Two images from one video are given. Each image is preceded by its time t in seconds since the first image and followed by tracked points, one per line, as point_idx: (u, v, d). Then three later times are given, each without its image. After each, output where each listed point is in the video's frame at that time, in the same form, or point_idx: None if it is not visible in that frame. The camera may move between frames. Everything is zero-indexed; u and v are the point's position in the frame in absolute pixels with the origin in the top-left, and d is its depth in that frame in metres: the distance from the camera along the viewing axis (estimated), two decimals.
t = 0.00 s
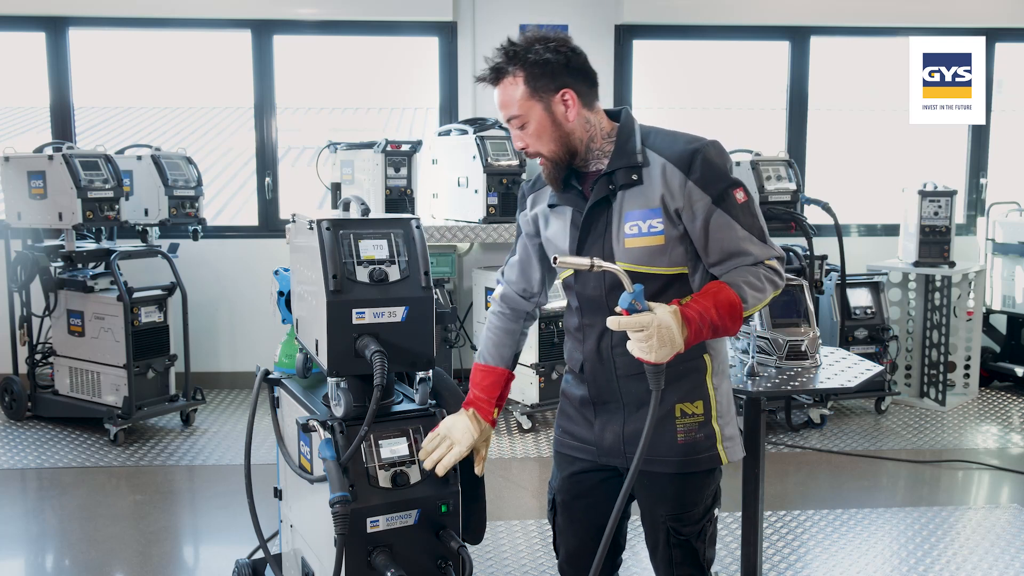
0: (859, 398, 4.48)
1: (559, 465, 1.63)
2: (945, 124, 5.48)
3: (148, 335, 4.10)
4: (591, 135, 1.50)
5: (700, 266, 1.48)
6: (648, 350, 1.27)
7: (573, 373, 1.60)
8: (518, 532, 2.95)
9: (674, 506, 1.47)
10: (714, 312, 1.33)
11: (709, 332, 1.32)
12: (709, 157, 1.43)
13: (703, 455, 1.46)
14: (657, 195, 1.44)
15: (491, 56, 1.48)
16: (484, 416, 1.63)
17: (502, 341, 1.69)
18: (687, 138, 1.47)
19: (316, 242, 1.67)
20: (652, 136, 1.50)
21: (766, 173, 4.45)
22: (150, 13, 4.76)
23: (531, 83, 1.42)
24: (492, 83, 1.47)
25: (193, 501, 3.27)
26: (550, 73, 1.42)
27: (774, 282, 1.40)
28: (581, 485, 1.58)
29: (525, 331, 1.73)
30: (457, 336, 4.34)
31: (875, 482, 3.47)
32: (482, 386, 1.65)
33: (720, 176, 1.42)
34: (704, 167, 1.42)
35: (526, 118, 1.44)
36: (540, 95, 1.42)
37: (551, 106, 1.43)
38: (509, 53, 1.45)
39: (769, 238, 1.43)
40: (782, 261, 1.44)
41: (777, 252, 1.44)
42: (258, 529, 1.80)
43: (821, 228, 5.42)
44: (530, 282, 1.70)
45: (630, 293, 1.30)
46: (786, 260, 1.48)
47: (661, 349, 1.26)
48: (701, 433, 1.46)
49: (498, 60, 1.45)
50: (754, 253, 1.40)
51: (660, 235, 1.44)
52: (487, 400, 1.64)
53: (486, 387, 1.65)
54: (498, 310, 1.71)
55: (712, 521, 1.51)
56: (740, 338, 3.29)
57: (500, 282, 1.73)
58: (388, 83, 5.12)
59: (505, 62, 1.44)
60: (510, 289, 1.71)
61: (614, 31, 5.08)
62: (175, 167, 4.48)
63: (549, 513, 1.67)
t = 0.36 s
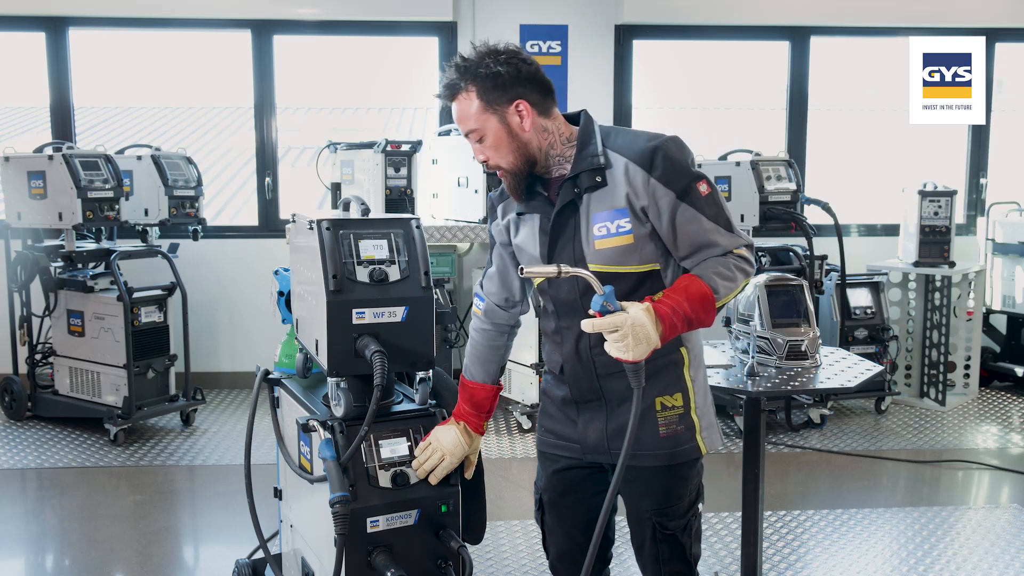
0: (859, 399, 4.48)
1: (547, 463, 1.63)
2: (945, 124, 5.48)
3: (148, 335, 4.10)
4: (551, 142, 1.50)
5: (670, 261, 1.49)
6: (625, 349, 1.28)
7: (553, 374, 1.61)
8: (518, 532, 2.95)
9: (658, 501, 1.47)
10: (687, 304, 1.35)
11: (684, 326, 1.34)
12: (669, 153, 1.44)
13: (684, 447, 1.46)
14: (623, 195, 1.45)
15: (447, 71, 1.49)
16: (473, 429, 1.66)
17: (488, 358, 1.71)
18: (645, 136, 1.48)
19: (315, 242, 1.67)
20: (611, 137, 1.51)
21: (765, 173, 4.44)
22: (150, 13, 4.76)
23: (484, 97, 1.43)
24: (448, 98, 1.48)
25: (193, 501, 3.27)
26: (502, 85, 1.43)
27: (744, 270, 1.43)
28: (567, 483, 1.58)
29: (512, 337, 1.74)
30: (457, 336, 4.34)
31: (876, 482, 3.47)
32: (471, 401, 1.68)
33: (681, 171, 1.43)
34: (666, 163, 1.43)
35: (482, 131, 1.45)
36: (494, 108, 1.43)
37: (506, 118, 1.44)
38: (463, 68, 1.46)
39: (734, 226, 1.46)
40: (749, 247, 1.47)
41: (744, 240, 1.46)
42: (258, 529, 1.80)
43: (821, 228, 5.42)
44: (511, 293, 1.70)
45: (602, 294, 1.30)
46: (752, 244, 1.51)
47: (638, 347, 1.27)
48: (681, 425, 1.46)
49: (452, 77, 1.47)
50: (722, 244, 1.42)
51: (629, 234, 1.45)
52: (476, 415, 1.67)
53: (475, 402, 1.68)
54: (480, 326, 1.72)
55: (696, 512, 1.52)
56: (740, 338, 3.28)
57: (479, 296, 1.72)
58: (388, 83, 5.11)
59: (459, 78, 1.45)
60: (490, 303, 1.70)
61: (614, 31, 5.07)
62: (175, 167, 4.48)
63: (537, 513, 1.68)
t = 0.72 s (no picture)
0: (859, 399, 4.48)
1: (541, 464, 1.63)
2: (945, 124, 5.48)
3: (148, 335, 4.10)
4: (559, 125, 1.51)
5: (656, 263, 1.50)
6: (614, 347, 1.27)
7: (535, 374, 1.60)
8: (518, 532, 2.95)
9: (643, 501, 1.46)
10: (674, 305, 1.35)
11: (671, 327, 1.34)
12: (661, 155, 1.44)
13: (666, 447, 1.46)
14: (613, 194, 1.45)
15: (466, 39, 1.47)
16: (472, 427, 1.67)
17: (482, 354, 1.72)
18: (638, 138, 1.49)
19: (316, 242, 1.67)
20: (604, 137, 1.51)
21: (765, 173, 4.44)
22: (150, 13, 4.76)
23: (522, 52, 1.43)
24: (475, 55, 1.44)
25: (193, 501, 3.27)
26: (536, 49, 1.45)
27: (728, 274, 1.45)
28: (553, 483, 1.58)
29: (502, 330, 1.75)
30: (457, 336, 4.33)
31: (876, 482, 3.47)
32: (470, 399, 1.68)
33: (672, 174, 1.44)
34: (657, 166, 1.44)
35: (517, 83, 1.42)
36: (529, 65, 1.43)
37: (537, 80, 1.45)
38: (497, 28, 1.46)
39: (720, 231, 1.47)
40: (733, 252, 1.49)
41: (728, 244, 1.48)
42: (258, 529, 1.79)
43: (821, 228, 5.42)
44: (501, 287, 1.71)
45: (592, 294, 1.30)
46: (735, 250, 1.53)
47: (628, 344, 1.26)
48: (664, 425, 1.47)
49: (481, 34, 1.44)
50: (709, 247, 1.44)
51: (618, 233, 1.45)
52: (475, 413, 1.67)
53: (473, 400, 1.68)
54: (472, 321, 1.72)
55: (681, 511, 1.52)
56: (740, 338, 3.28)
57: (469, 292, 1.73)
58: (388, 83, 5.12)
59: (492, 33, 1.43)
60: (482, 299, 1.71)
61: (614, 31, 5.08)
62: (175, 167, 4.48)
63: (527, 513, 1.68)
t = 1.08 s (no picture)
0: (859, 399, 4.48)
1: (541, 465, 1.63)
2: (945, 124, 5.48)
3: (148, 335, 4.10)
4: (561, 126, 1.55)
5: (651, 264, 1.51)
6: (617, 347, 1.28)
7: (526, 376, 1.60)
8: (518, 532, 2.95)
9: (638, 500, 1.46)
10: (674, 305, 1.36)
11: (670, 325, 1.35)
12: (661, 158, 1.46)
13: (660, 446, 1.47)
14: (614, 194, 1.46)
15: (478, 34, 1.46)
16: (469, 424, 1.66)
17: (476, 352, 1.72)
18: (639, 140, 1.50)
19: (316, 242, 1.67)
20: (604, 138, 1.52)
21: (765, 173, 4.44)
22: (150, 13, 4.76)
23: (542, 49, 1.46)
24: (493, 48, 1.44)
25: (193, 501, 3.27)
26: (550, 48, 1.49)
27: (723, 277, 1.46)
28: (549, 484, 1.58)
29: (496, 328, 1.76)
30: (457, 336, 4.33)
31: (876, 482, 3.47)
32: (467, 397, 1.68)
33: (671, 176, 1.46)
34: (658, 168, 1.46)
35: (539, 78, 1.44)
36: (547, 62, 1.46)
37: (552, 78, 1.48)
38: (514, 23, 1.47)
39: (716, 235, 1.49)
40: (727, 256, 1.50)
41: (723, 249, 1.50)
42: (258, 529, 1.79)
43: (821, 228, 5.42)
44: (493, 285, 1.71)
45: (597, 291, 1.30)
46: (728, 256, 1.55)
47: (632, 345, 1.27)
48: (658, 424, 1.47)
49: (499, 28, 1.45)
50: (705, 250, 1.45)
51: (617, 232, 1.45)
52: (472, 410, 1.67)
53: (471, 398, 1.68)
54: (465, 321, 1.72)
55: (675, 511, 1.52)
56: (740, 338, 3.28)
57: (461, 292, 1.73)
58: (388, 83, 5.12)
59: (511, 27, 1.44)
60: (475, 298, 1.71)
61: (614, 31, 5.08)
62: (175, 167, 4.48)
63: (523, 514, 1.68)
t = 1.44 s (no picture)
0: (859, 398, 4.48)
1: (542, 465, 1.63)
2: (945, 124, 5.48)
3: (148, 335, 4.10)
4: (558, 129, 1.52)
5: (650, 261, 1.51)
6: (619, 338, 1.28)
7: (525, 375, 1.60)
8: (518, 532, 2.95)
9: (639, 498, 1.47)
10: (675, 301, 1.37)
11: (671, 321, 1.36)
12: (661, 156, 1.46)
13: (660, 444, 1.47)
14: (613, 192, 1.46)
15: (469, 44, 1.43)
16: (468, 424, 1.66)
17: (474, 351, 1.72)
18: (639, 139, 1.50)
19: (315, 242, 1.67)
20: (603, 137, 1.52)
21: (765, 173, 4.44)
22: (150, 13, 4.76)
23: (530, 63, 1.41)
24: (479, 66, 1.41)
25: (193, 501, 3.27)
26: (540, 56, 1.44)
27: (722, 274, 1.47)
28: (550, 483, 1.58)
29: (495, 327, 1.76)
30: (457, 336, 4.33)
31: (876, 482, 3.46)
32: (467, 396, 1.67)
33: (670, 175, 1.46)
34: (657, 166, 1.46)
35: (524, 98, 1.40)
36: (535, 77, 1.42)
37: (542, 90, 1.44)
38: (500, 34, 1.42)
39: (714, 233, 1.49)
40: (725, 254, 1.51)
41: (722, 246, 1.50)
42: (258, 529, 1.80)
43: (821, 228, 5.42)
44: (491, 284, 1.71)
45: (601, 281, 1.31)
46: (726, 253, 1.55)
47: (634, 336, 1.28)
48: (658, 421, 1.47)
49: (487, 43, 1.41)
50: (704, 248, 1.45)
51: (617, 230, 1.46)
52: (472, 409, 1.67)
53: (470, 397, 1.68)
54: (463, 320, 1.73)
55: (675, 508, 1.52)
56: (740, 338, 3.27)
57: (460, 291, 1.73)
58: (388, 83, 5.12)
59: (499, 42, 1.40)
60: (473, 297, 1.71)
61: (614, 31, 5.08)
62: (175, 167, 4.48)
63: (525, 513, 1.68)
